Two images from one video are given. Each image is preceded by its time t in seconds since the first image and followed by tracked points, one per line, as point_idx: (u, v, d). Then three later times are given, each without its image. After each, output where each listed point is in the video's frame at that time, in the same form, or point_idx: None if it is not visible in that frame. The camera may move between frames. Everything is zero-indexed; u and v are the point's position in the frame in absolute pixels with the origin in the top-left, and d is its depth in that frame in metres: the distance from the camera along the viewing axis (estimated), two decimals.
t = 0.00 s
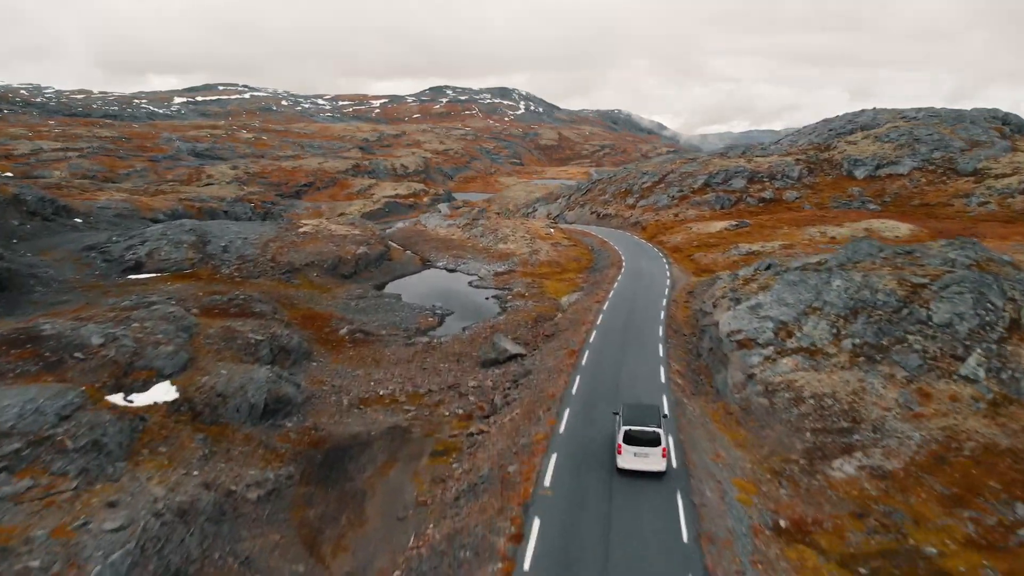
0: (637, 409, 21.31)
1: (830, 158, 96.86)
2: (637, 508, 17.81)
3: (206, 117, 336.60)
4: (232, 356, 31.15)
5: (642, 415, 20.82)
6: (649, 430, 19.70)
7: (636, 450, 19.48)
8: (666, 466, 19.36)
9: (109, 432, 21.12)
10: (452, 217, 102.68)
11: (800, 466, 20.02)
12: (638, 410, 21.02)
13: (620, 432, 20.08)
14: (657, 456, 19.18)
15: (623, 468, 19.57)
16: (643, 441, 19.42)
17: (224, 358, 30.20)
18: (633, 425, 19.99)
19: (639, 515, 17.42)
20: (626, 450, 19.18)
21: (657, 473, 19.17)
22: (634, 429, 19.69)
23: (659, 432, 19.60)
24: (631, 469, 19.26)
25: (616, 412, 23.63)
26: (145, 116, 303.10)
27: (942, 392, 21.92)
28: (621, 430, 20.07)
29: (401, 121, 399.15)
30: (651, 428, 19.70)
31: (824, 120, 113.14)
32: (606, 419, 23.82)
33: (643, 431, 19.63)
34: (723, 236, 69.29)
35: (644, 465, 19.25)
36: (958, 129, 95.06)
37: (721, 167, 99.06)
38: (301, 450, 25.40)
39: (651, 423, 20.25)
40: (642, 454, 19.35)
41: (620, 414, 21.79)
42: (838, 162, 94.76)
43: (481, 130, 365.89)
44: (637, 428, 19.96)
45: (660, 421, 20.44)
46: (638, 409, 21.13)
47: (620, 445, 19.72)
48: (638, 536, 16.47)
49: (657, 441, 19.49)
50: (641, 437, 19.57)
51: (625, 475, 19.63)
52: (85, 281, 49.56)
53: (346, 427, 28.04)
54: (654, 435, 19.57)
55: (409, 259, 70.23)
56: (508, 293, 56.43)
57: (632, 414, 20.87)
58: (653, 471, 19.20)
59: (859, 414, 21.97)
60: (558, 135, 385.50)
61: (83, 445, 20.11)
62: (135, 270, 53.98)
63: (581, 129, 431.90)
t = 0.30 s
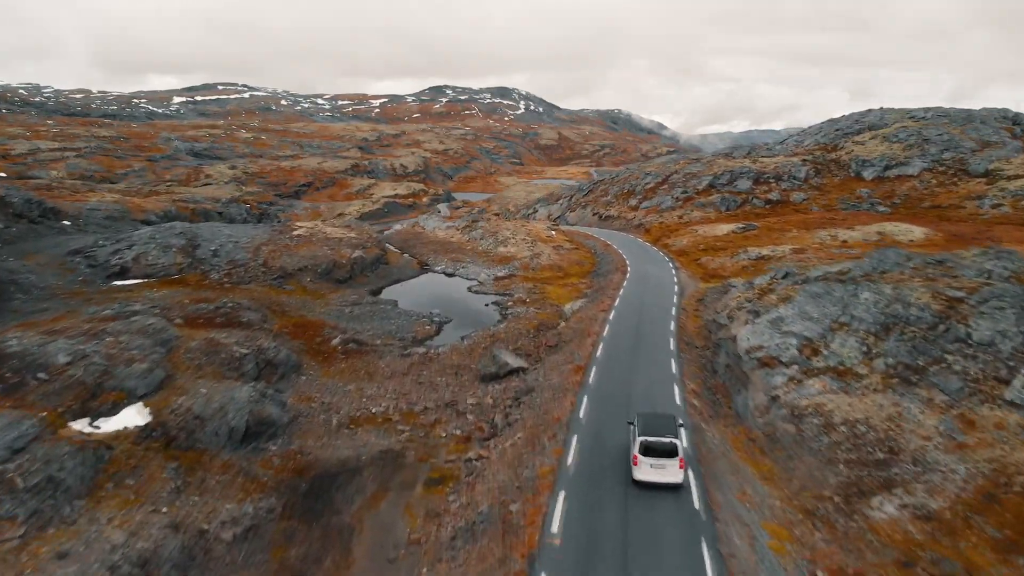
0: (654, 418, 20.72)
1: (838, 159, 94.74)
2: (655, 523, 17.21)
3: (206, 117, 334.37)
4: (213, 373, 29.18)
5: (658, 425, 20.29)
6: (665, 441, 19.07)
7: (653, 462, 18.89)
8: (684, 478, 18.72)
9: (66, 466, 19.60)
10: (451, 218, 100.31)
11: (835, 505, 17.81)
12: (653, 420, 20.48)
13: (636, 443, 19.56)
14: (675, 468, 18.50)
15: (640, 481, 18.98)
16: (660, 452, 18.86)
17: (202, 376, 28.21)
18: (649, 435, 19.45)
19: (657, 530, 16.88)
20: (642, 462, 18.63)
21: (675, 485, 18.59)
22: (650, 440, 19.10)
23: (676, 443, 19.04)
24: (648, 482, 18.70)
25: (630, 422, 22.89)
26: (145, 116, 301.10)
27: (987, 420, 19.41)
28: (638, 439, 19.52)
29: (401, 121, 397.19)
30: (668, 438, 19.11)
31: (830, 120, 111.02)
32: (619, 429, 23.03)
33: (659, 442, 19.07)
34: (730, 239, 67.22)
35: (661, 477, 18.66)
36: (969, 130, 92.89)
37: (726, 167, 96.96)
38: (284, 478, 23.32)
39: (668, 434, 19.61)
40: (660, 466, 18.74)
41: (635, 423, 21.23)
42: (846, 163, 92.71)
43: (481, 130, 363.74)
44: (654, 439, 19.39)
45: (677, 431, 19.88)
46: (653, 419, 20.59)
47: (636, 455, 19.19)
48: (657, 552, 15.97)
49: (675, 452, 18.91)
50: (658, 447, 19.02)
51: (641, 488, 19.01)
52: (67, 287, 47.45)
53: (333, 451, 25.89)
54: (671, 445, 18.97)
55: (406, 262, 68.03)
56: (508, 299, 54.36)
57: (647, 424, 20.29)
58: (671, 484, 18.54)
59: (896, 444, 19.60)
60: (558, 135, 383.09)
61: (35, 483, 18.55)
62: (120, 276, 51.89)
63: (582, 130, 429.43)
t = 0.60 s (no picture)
0: (673, 430, 20.01)
1: (846, 160, 92.40)
2: (676, 539, 16.65)
3: (205, 117, 331.64)
4: (189, 395, 26.96)
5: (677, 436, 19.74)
6: (686, 454, 18.66)
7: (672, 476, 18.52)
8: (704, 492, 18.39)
9: (7, 518, 17.34)
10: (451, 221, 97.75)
11: (883, 561, 15.19)
12: (673, 431, 19.93)
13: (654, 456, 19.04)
14: (696, 481, 18.18)
15: (660, 495, 18.50)
16: (680, 466, 18.36)
17: (176, 399, 26.10)
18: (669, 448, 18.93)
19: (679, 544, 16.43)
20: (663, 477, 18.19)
21: (695, 499, 18.21)
22: (670, 453, 18.59)
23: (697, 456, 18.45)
24: (668, 496, 18.30)
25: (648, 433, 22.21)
26: (144, 116, 298.81)
27: None
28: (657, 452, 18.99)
29: (401, 120, 394.80)
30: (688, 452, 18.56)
31: (838, 120, 108.70)
32: (636, 441, 22.34)
33: (680, 455, 18.51)
34: (739, 243, 64.93)
35: (680, 491, 18.28)
36: (981, 130, 90.51)
37: (732, 168, 94.63)
38: (259, 519, 20.79)
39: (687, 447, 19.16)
40: (679, 480, 18.34)
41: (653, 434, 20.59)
42: (855, 165, 90.42)
43: (481, 130, 360.80)
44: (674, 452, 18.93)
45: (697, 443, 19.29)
46: (673, 430, 20.01)
47: (655, 469, 18.74)
48: (680, 566, 15.57)
49: (695, 466, 18.40)
50: (678, 461, 18.50)
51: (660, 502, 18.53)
52: (45, 295, 45.10)
53: (317, 484, 23.42)
54: (692, 459, 18.58)
55: (403, 267, 65.68)
56: (509, 306, 52.08)
57: (666, 436, 19.71)
58: (691, 498, 18.18)
59: (949, 488, 16.85)
60: (558, 135, 380.34)
61: None
62: (102, 283, 49.54)
63: (582, 129, 426.67)
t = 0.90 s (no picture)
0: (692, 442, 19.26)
1: (855, 161, 90.07)
2: (700, 557, 16.01)
3: (204, 117, 328.77)
4: (159, 422, 24.81)
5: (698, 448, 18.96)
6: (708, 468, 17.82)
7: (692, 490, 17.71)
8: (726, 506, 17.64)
9: None
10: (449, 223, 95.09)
11: None
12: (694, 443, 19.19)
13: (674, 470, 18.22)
14: (717, 496, 17.43)
15: (681, 511, 17.74)
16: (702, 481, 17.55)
17: (143, 426, 24.02)
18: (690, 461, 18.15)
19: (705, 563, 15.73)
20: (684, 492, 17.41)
21: (717, 514, 17.45)
22: (690, 468, 17.78)
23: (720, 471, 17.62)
24: (689, 513, 17.52)
25: (665, 445, 21.55)
26: (143, 116, 296.20)
27: None
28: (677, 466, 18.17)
29: (401, 120, 392.24)
30: (710, 466, 17.71)
31: (845, 120, 106.35)
32: (652, 453, 21.70)
33: (701, 470, 17.68)
34: (748, 247, 62.69)
35: (702, 506, 17.52)
36: (993, 131, 88.17)
37: (738, 170, 92.28)
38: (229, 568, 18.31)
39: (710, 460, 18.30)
40: (701, 495, 17.52)
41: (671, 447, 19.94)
42: (864, 166, 88.16)
43: (480, 130, 358.28)
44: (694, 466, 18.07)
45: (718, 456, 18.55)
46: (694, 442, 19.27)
47: (675, 483, 17.93)
48: None
49: (717, 480, 17.63)
50: (699, 476, 17.70)
51: (681, 517, 17.79)
52: (20, 304, 42.66)
53: (298, 523, 20.95)
54: (714, 472, 17.76)
55: (400, 272, 63.29)
56: (510, 315, 49.68)
57: (687, 447, 18.89)
58: (713, 513, 17.39)
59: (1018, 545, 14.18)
60: (558, 135, 377.76)
61: None
62: (82, 291, 47.12)
63: (582, 129, 424.23)
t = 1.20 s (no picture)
0: (715, 457, 18.60)
1: (865, 162, 87.79)
2: None
3: (203, 116, 326.40)
4: (125, 453, 22.74)
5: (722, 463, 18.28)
6: (732, 483, 17.11)
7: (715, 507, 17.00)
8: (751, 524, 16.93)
9: None
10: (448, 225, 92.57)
11: None
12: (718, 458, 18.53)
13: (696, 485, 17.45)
14: (742, 513, 16.76)
15: (703, 528, 17.04)
16: (726, 497, 16.87)
17: (104, 459, 22.00)
18: (714, 476, 17.42)
19: None
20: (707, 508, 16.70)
21: (741, 532, 16.76)
22: (714, 483, 17.04)
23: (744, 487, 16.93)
24: (712, 530, 16.83)
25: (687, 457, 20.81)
26: (141, 115, 293.74)
27: None
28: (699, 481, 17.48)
29: (401, 120, 390.00)
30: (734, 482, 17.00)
31: (853, 120, 104.15)
32: (672, 463, 21.04)
33: (725, 485, 16.98)
34: (758, 252, 60.34)
35: (725, 523, 16.82)
36: (1007, 131, 85.89)
37: (745, 170, 90.02)
38: None
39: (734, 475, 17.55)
40: (724, 512, 16.83)
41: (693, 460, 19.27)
42: (874, 167, 85.83)
43: (481, 130, 355.76)
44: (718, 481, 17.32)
45: (743, 471, 17.86)
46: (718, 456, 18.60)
47: (697, 499, 17.25)
48: None
49: (741, 496, 16.94)
50: (723, 492, 17.00)
51: (704, 535, 17.07)
52: None
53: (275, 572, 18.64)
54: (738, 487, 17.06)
55: (396, 277, 60.91)
56: (511, 324, 47.30)
57: (710, 461, 18.24)
58: (737, 531, 16.72)
59: None
60: (558, 135, 375.26)
61: None
62: (61, 300, 44.78)
63: (583, 129, 421.62)
